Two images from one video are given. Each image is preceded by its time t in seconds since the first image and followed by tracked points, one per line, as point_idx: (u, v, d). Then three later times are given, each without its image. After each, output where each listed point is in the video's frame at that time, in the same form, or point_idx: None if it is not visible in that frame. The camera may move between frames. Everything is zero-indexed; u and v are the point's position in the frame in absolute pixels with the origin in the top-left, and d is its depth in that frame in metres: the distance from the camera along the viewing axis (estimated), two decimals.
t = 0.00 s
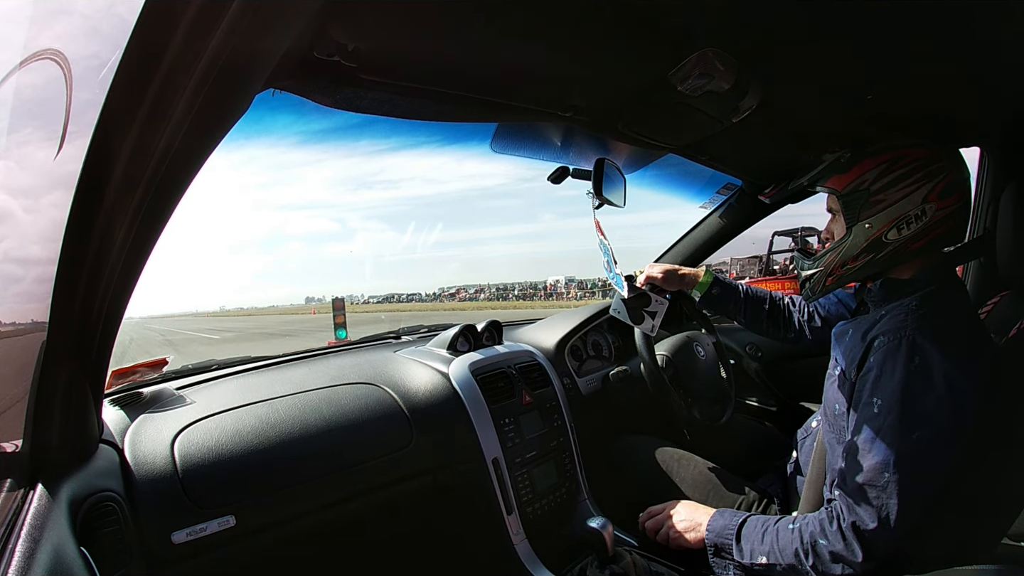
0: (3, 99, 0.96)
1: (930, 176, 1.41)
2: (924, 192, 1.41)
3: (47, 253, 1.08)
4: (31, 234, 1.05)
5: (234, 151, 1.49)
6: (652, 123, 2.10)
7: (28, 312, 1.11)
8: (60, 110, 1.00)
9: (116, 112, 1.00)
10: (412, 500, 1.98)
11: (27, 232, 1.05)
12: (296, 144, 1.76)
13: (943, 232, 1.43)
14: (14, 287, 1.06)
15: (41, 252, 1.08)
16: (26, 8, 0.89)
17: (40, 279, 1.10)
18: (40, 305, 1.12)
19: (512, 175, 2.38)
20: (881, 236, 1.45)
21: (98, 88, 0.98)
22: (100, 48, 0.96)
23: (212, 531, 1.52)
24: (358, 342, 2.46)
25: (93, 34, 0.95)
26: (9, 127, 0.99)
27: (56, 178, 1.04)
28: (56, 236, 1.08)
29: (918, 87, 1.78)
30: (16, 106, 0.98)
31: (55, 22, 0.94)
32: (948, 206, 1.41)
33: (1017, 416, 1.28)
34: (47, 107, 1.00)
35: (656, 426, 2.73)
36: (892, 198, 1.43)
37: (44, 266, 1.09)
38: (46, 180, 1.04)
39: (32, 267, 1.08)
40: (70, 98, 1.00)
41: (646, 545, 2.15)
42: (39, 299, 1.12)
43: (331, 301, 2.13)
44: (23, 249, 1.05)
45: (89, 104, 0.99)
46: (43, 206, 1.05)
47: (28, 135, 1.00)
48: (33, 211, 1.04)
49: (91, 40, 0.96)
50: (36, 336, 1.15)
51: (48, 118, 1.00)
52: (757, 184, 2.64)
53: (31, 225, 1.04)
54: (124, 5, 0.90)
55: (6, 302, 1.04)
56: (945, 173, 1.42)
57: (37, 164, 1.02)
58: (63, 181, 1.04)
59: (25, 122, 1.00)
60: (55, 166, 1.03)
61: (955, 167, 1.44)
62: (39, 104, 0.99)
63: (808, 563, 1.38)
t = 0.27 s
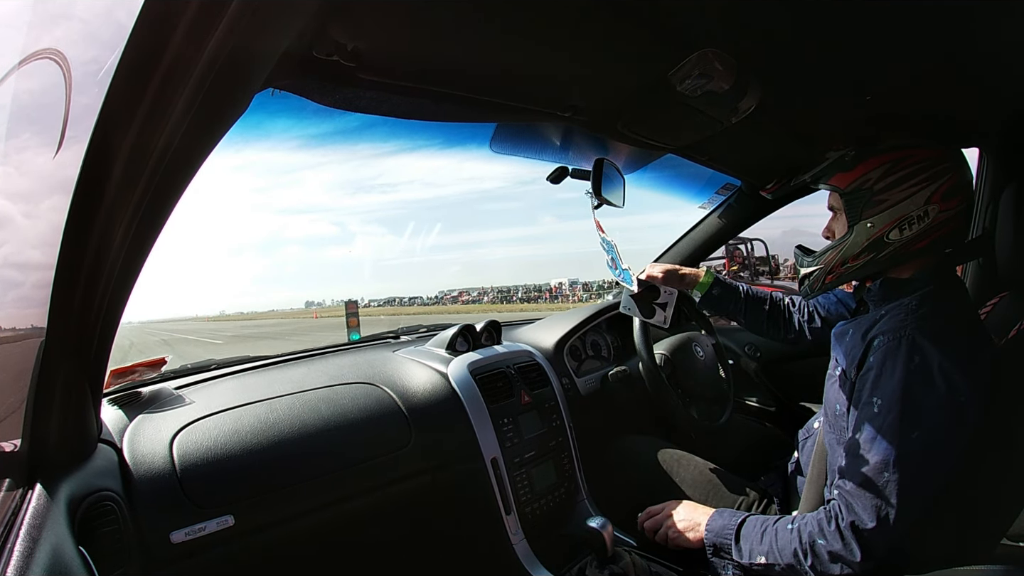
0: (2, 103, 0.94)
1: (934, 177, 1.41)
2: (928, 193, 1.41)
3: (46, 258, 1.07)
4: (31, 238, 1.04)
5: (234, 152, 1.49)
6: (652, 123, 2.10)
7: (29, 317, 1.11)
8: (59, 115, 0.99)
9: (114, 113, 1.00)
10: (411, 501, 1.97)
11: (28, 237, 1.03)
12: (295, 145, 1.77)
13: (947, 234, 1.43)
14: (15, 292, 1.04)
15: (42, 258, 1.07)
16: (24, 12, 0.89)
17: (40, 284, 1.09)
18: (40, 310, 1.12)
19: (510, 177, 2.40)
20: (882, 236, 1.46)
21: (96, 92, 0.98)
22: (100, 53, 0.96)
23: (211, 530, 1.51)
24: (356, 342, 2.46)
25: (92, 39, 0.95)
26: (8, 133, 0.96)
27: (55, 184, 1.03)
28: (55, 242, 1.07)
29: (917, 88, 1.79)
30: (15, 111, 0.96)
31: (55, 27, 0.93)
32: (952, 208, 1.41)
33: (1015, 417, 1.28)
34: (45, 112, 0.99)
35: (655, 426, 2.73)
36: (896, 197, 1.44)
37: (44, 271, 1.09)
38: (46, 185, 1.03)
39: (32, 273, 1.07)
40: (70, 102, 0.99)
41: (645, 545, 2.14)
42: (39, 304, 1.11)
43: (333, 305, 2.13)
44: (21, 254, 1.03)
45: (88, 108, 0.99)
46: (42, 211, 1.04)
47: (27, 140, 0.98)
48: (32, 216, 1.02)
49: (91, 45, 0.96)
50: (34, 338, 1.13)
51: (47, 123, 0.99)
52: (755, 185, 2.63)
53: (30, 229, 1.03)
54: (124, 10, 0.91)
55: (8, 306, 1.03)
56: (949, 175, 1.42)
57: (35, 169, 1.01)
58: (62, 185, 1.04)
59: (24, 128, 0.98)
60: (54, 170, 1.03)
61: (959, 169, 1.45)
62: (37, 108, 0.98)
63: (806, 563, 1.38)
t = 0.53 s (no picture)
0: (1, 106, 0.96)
1: (934, 176, 1.42)
2: (928, 191, 1.41)
3: (48, 263, 1.08)
4: (31, 243, 1.05)
5: (233, 156, 1.49)
6: (652, 124, 2.11)
7: (30, 321, 1.11)
8: (59, 119, 1.01)
9: (113, 117, 1.00)
10: (412, 503, 1.97)
11: (29, 242, 1.05)
12: (294, 148, 1.77)
13: (947, 232, 1.43)
14: (15, 297, 1.05)
15: (44, 262, 1.08)
16: (23, 16, 0.91)
17: (40, 289, 1.10)
18: (41, 315, 1.12)
19: (510, 180, 2.40)
20: (883, 234, 1.46)
21: (95, 96, 0.99)
22: (99, 56, 0.97)
23: (212, 532, 1.51)
24: (355, 345, 2.45)
25: (91, 42, 0.97)
26: (8, 136, 0.98)
27: (54, 188, 1.04)
28: (55, 246, 1.08)
29: (916, 88, 1.79)
30: (14, 115, 0.98)
31: (55, 31, 0.96)
32: (952, 206, 1.41)
33: (1017, 416, 1.28)
34: (45, 115, 1.01)
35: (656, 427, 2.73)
36: (896, 196, 1.43)
37: (45, 275, 1.09)
38: (46, 189, 1.04)
39: (34, 277, 1.08)
40: (70, 106, 1.01)
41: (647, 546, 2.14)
42: (40, 309, 1.11)
43: (334, 310, 2.09)
44: (23, 259, 1.05)
45: (87, 112, 1.01)
46: (43, 215, 1.05)
47: (27, 144, 1.00)
48: (32, 220, 1.04)
49: (90, 49, 0.97)
50: (35, 344, 1.14)
51: (47, 126, 1.01)
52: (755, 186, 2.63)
53: (31, 235, 1.04)
54: (123, 14, 0.92)
55: (9, 310, 1.05)
56: (948, 173, 1.42)
57: (35, 173, 1.02)
58: (61, 188, 1.05)
59: (24, 132, 1.00)
60: (54, 174, 1.04)
61: (957, 167, 1.45)
62: (36, 112, 1.00)
63: (808, 562, 1.37)
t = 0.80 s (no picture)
0: (1, 109, 0.98)
1: (932, 174, 1.42)
2: (927, 189, 1.42)
3: (46, 266, 1.10)
4: (31, 245, 1.07)
5: (232, 160, 1.49)
6: (652, 126, 2.11)
7: (30, 324, 1.13)
8: (60, 122, 1.03)
9: (115, 119, 1.00)
10: (414, 505, 1.97)
11: (27, 245, 1.07)
12: (293, 153, 1.76)
13: (945, 231, 1.44)
14: (15, 299, 1.08)
15: (42, 265, 1.10)
16: (24, 21, 0.93)
17: (40, 291, 1.11)
18: (41, 318, 1.13)
19: (511, 180, 2.38)
20: (882, 231, 1.46)
21: (95, 99, 1.00)
22: (99, 59, 0.98)
23: (214, 535, 1.51)
24: (356, 346, 2.45)
25: (90, 45, 0.97)
26: (9, 138, 1.01)
27: (55, 191, 1.06)
28: (54, 249, 1.08)
29: (916, 88, 1.79)
30: (15, 118, 1.00)
31: (54, 35, 0.97)
32: (950, 204, 1.43)
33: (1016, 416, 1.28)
34: (45, 118, 1.03)
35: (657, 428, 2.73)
36: (895, 194, 1.44)
37: (44, 278, 1.11)
38: (45, 193, 1.05)
39: (33, 279, 1.10)
40: (70, 109, 1.02)
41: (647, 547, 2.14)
42: (40, 312, 1.13)
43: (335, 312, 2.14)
44: (22, 262, 1.07)
45: (87, 115, 1.01)
46: (43, 218, 1.07)
47: (27, 147, 1.02)
48: (32, 223, 1.06)
49: (91, 52, 0.98)
50: (36, 348, 1.15)
51: (47, 129, 1.03)
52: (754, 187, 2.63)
53: (31, 237, 1.07)
54: (122, 17, 0.92)
55: (8, 313, 1.07)
56: (946, 172, 1.43)
57: (35, 176, 1.04)
58: (60, 191, 1.06)
59: (23, 135, 1.02)
60: (54, 176, 1.05)
61: (955, 167, 1.46)
62: (36, 115, 1.02)
63: (768, 528, 1.38)
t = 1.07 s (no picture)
0: (2, 110, 0.97)
1: (920, 168, 1.41)
2: (916, 182, 1.40)
3: (47, 264, 1.10)
4: (30, 245, 1.06)
5: (230, 156, 1.48)
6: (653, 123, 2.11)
7: (31, 323, 1.12)
8: (61, 121, 1.03)
9: (114, 119, 1.01)
10: (414, 503, 1.97)
11: (27, 244, 1.06)
12: (292, 149, 1.76)
13: (935, 225, 1.42)
14: (15, 297, 1.06)
15: (43, 263, 1.09)
16: (26, 21, 0.93)
17: (40, 289, 1.11)
18: (41, 315, 1.13)
19: (510, 176, 2.41)
20: (874, 227, 1.45)
21: (95, 99, 1.01)
22: (99, 58, 0.99)
23: (214, 532, 1.52)
24: (356, 344, 2.46)
25: (90, 44, 0.98)
26: (8, 138, 1.00)
27: (56, 189, 1.06)
28: (54, 247, 1.09)
29: (918, 86, 1.78)
30: (15, 118, 1.00)
31: (54, 34, 0.97)
32: (939, 197, 1.41)
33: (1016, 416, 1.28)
34: (46, 118, 1.03)
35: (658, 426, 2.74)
36: (884, 189, 1.43)
37: (44, 277, 1.11)
38: (45, 191, 1.05)
39: (32, 278, 1.09)
40: (71, 108, 1.03)
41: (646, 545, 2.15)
42: (40, 310, 1.12)
43: (334, 310, 2.06)
44: (22, 261, 1.06)
45: (87, 114, 1.02)
46: (43, 216, 1.07)
47: (27, 145, 1.02)
48: (32, 221, 1.05)
49: (90, 51, 0.99)
50: (37, 344, 1.15)
51: (48, 129, 1.03)
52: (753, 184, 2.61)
53: (28, 235, 1.05)
54: (122, 16, 0.94)
55: (9, 311, 1.05)
56: (931, 166, 1.42)
57: (35, 175, 1.04)
58: (61, 189, 1.06)
59: (24, 134, 1.02)
60: (55, 175, 1.06)
61: (943, 161, 1.45)
62: (36, 114, 1.02)
63: (710, 455, 1.31)
